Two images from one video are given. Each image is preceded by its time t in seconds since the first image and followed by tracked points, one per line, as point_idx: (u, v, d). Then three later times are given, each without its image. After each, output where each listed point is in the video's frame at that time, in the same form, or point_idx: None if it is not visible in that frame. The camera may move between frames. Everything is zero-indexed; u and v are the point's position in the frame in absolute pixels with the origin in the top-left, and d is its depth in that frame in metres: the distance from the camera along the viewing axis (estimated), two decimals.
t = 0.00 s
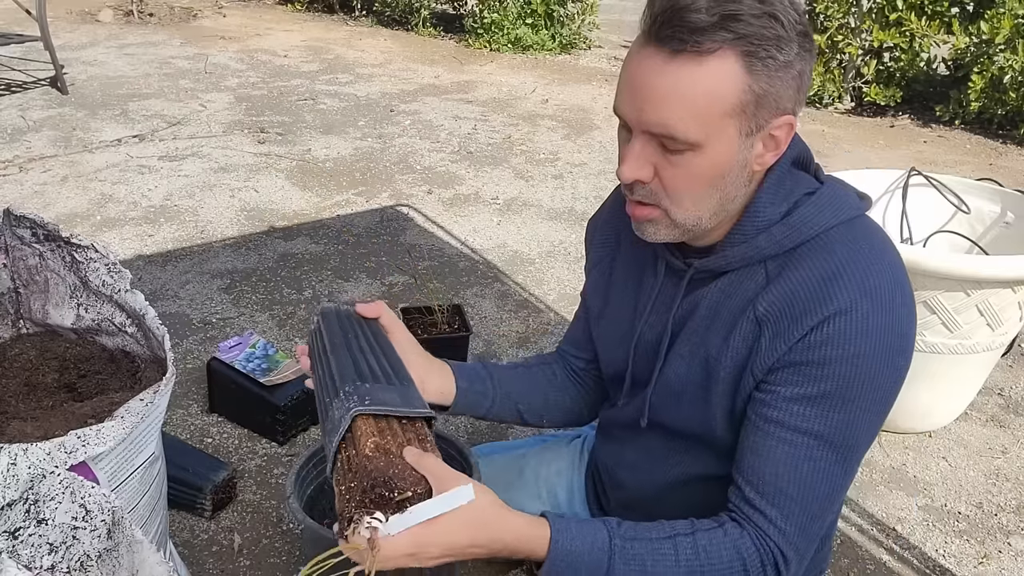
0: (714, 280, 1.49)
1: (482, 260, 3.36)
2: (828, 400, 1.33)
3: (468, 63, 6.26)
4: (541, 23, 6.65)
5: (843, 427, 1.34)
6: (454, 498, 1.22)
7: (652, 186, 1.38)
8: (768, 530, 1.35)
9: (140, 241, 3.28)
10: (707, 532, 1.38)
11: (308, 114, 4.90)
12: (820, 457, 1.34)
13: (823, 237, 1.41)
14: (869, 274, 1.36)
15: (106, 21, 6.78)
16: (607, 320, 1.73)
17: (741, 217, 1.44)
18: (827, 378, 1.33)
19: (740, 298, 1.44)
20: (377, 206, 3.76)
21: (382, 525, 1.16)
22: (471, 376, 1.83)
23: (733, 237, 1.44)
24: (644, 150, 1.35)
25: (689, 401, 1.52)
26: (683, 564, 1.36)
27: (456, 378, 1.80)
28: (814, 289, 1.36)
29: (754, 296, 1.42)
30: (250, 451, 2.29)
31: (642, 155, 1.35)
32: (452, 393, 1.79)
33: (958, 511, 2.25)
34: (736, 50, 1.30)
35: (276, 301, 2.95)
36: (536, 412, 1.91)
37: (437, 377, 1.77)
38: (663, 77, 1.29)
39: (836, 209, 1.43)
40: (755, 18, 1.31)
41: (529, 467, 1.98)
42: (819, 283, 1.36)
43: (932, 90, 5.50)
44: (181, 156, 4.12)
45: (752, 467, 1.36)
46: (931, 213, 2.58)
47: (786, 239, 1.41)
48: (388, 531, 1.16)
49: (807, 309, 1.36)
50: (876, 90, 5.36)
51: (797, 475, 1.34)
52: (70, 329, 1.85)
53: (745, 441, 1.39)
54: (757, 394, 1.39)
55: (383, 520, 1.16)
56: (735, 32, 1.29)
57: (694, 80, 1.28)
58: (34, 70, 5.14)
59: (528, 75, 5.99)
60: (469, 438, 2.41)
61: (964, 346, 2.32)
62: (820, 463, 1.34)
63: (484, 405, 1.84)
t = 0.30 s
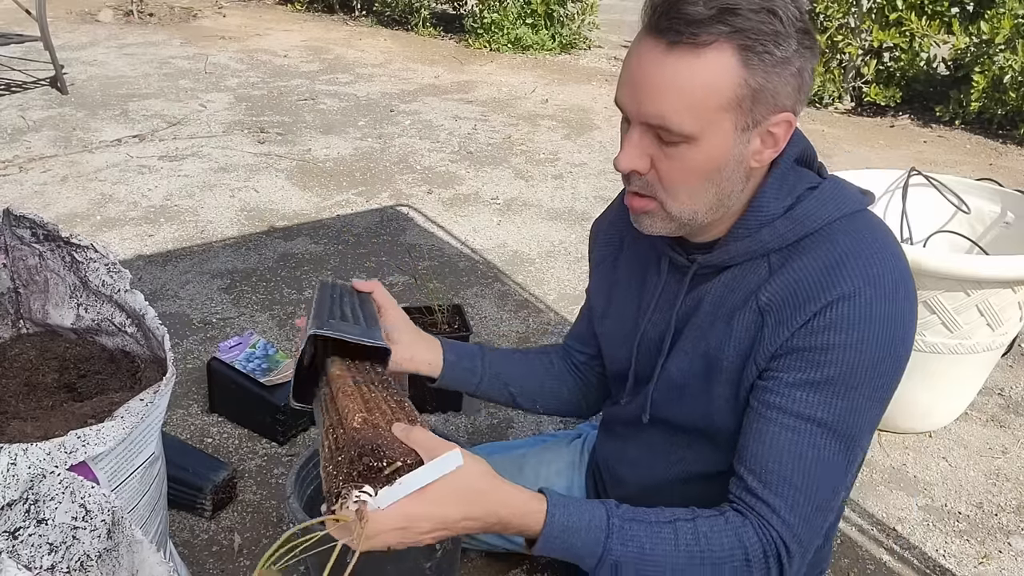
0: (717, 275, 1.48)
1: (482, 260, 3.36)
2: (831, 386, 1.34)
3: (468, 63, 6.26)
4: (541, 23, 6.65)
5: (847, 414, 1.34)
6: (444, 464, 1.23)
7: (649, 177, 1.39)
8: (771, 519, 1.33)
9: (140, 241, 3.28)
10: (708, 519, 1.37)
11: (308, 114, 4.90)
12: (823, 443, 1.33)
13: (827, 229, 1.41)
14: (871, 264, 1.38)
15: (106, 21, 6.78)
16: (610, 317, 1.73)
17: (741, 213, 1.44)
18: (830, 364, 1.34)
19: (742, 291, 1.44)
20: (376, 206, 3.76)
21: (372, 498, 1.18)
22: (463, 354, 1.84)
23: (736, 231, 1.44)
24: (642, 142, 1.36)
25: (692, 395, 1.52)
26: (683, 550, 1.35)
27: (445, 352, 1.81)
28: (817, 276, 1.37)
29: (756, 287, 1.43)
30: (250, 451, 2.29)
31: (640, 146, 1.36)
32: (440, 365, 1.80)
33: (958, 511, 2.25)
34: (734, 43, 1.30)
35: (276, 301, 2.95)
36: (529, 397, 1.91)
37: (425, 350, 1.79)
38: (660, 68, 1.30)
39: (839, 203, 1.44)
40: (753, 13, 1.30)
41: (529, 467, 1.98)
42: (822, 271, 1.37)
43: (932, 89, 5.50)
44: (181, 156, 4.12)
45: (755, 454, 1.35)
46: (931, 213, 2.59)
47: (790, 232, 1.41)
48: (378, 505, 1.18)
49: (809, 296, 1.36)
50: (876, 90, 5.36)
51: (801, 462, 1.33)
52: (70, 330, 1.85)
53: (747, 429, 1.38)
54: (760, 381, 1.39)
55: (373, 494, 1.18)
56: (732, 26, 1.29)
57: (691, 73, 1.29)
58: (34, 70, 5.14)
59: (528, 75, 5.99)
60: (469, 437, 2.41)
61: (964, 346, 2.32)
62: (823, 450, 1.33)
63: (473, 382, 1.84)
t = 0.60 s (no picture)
0: (712, 270, 1.50)
1: (482, 260, 3.36)
2: (819, 371, 1.29)
3: (468, 63, 6.26)
4: (541, 23, 6.66)
5: (835, 399, 1.29)
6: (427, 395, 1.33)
7: (645, 172, 1.39)
8: (756, 502, 1.28)
9: (140, 241, 3.28)
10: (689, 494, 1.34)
11: (308, 114, 4.90)
12: (810, 429, 1.28)
13: (822, 226, 1.40)
14: (861, 255, 1.37)
15: (106, 21, 6.78)
16: (611, 311, 1.74)
17: (737, 210, 1.45)
18: (819, 350, 1.30)
19: (736, 285, 1.44)
20: (377, 206, 3.76)
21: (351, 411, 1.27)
22: (489, 348, 1.86)
23: (731, 228, 1.45)
24: (637, 138, 1.36)
25: (689, 387, 1.51)
26: (663, 520, 1.31)
27: (470, 347, 1.84)
28: (806, 265, 1.36)
29: (748, 280, 1.43)
30: (249, 451, 2.29)
31: (635, 141, 1.36)
32: (466, 360, 1.82)
33: (958, 511, 2.25)
34: (730, 42, 1.30)
35: (276, 301, 2.96)
36: (555, 381, 1.91)
37: (453, 344, 1.81)
38: (655, 64, 1.30)
39: (835, 200, 1.43)
40: (751, 13, 1.31)
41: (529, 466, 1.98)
42: (810, 262, 1.36)
43: (932, 90, 5.49)
44: (181, 156, 4.12)
45: (740, 440, 1.31)
46: (931, 213, 2.59)
47: (783, 230, 1.41)
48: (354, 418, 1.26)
49: (798, 284, 1.35)
50: (876, 90, 5.36)
51: (786, 447, 1.28)
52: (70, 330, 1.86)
53: (736, 417, 1.34)
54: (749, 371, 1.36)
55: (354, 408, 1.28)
56: (727, 24, 1.29)
57: (686, 70, 1.28)
58: (34, 70, 5.14)
59: (528, 75, 5.99)
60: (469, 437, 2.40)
61: (964, 346, 2.32)
62: (811, 437, 1.28)
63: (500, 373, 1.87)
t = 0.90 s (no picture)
0: (717, 261, 1.50)
1: (482, 260, 3.36)
2: (851, 306, 1.23)
3: (468, 63, 6.26)
4: (541, 23, 6.66)
5: (875, 331, 1.21)
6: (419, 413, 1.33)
7: (653, 166, 1.39)
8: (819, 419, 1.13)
9: (140, 240, 3.28)
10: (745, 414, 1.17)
11: (308, 114, 4.90)
12: (859, 357, 1.17)
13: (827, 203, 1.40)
14: (866, 215, 1.37)
15: (106, 21, 6.79)
16: (614, 309, 1.74)
17: (743, 198, 1.46)
18: (843, 288, 1.25)
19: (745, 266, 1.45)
20: (376, 206, 3.76)
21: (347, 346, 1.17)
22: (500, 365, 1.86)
23: (736, 216, 1.45)
24: (645, 131, 1.35)
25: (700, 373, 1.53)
26: (726, 432, 1.13)
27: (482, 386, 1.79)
28: (814, 229, 1.37)
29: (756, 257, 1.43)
30: (249, 451, 2.29)
31: (642, 135, 1.35)
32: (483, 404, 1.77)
33: (958, 511, 2.25)
34: (733, 28, 1.30)
35: (276, 301, 2.96)
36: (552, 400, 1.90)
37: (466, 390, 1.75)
38: (661, 55, 1.28)
39: (836, 181, 1.44)
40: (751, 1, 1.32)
41: (529, 467, 1.98)
42: (814, 227, 1.37)
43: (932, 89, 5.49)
44: (181, 156, 4.12)
45: (785, 376, 1.19)
46: (931, 213, 2.59)
47: (788, 214, 1.41)
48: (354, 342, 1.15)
49: (809, 246, 1.35)
50: (876, 90, 5.36)
51: (838, 371, 1.16)
52: (70, 329, 1.85)
53: (778, 364, 1.22)
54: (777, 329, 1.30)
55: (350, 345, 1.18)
56: (732, 11, 1.30)
57: (693, 58, 1.28)
58: (34, 70, 5.15)
59: (528, 76, 5.99)
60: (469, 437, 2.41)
61: (964, 346, 2.32)
62: (861, 364, 1.17)
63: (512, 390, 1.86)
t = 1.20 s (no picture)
0: (724, 256, 1.51)
1: (483, 260, 3.36)
2: (859, 276, 1.24)
3: (468, 63, 6.26)
4: (541, 23, 6.65)
5: (884, 298, 1.22)
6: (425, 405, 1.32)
7: (666, 165, 1.39)
8: (823, 373, 1.14)
9: (140, 241, 3.28)
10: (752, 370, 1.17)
11: (308, 114, 4.90)
12: (868, 321, 1.18)
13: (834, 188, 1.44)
14: (871, 200, 1.40)
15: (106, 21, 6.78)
16: (614, 312, 1.73)
17: (752, 193, 1.48)
18: (849, 259, 1.27)
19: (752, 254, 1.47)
20: (377, 206, 3.76)
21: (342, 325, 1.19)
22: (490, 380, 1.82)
23: (744, 211, 1.48)
24: (659, 130, 1.35)
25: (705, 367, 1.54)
26: (734, 384, 1.12)
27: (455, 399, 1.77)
28: (821, 212, 1.40)
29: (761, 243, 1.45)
30: (250, 451, 2.29)
31: (656, 134, 1.35)
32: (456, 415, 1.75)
33: (958, 511, 2.25)
34: (744, 21, 1.31)
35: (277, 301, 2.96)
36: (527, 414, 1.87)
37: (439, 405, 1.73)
38: (675, 50, 1.28)
39: (840, 171, 1.47)
40: None
41: (529, 467, 1.99)
42: (820, 211, 1.40)
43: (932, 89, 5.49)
44: (181, 156, 4.12)
45: (794, 339, 1.20)
46: (931, 213, 2.59)
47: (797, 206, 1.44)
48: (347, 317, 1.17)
49: (817, 226, 1.37)
50: (876, 90, 5.35)
51: (845, 331, 1.17)
52: (70, 329, 1.85)
53: (789, 331, 1.23)
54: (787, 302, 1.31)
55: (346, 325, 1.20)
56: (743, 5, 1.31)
57: (707, 54, 1.28)
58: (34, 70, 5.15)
59: (528, 75, 5.99)
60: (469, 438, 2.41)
61: (964, 347, 2.32)
62: (871, 328, 1.18)
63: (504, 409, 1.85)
